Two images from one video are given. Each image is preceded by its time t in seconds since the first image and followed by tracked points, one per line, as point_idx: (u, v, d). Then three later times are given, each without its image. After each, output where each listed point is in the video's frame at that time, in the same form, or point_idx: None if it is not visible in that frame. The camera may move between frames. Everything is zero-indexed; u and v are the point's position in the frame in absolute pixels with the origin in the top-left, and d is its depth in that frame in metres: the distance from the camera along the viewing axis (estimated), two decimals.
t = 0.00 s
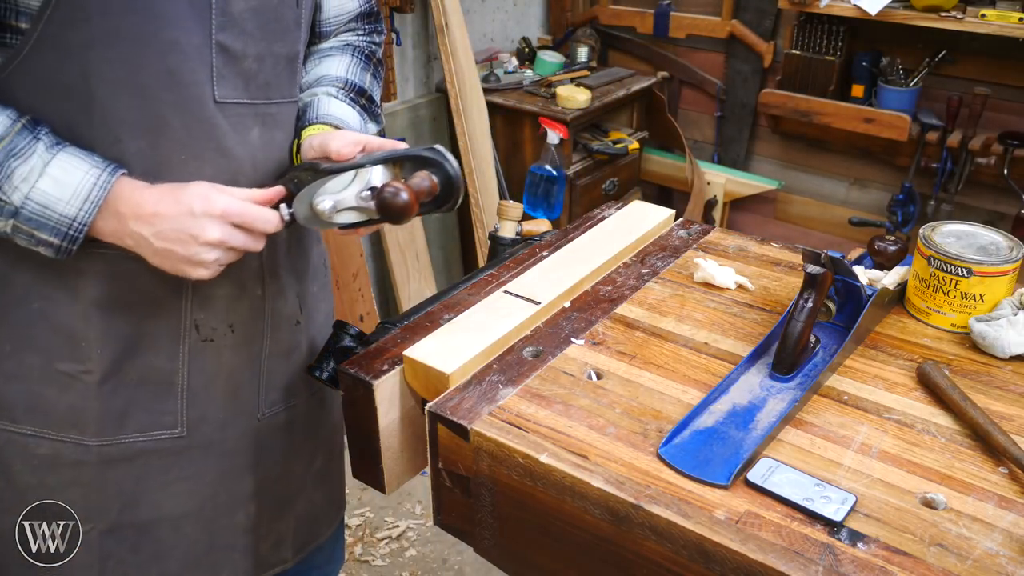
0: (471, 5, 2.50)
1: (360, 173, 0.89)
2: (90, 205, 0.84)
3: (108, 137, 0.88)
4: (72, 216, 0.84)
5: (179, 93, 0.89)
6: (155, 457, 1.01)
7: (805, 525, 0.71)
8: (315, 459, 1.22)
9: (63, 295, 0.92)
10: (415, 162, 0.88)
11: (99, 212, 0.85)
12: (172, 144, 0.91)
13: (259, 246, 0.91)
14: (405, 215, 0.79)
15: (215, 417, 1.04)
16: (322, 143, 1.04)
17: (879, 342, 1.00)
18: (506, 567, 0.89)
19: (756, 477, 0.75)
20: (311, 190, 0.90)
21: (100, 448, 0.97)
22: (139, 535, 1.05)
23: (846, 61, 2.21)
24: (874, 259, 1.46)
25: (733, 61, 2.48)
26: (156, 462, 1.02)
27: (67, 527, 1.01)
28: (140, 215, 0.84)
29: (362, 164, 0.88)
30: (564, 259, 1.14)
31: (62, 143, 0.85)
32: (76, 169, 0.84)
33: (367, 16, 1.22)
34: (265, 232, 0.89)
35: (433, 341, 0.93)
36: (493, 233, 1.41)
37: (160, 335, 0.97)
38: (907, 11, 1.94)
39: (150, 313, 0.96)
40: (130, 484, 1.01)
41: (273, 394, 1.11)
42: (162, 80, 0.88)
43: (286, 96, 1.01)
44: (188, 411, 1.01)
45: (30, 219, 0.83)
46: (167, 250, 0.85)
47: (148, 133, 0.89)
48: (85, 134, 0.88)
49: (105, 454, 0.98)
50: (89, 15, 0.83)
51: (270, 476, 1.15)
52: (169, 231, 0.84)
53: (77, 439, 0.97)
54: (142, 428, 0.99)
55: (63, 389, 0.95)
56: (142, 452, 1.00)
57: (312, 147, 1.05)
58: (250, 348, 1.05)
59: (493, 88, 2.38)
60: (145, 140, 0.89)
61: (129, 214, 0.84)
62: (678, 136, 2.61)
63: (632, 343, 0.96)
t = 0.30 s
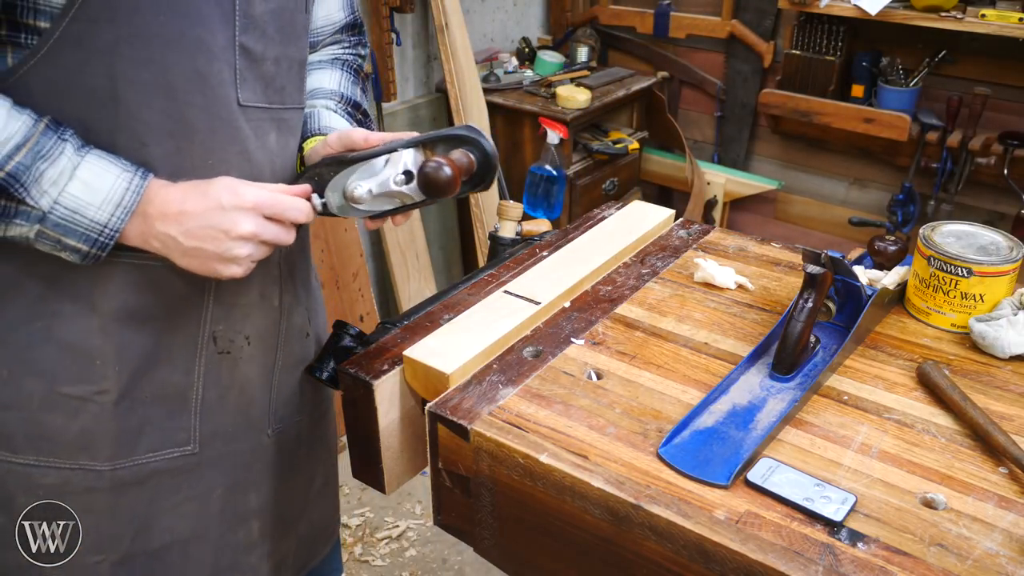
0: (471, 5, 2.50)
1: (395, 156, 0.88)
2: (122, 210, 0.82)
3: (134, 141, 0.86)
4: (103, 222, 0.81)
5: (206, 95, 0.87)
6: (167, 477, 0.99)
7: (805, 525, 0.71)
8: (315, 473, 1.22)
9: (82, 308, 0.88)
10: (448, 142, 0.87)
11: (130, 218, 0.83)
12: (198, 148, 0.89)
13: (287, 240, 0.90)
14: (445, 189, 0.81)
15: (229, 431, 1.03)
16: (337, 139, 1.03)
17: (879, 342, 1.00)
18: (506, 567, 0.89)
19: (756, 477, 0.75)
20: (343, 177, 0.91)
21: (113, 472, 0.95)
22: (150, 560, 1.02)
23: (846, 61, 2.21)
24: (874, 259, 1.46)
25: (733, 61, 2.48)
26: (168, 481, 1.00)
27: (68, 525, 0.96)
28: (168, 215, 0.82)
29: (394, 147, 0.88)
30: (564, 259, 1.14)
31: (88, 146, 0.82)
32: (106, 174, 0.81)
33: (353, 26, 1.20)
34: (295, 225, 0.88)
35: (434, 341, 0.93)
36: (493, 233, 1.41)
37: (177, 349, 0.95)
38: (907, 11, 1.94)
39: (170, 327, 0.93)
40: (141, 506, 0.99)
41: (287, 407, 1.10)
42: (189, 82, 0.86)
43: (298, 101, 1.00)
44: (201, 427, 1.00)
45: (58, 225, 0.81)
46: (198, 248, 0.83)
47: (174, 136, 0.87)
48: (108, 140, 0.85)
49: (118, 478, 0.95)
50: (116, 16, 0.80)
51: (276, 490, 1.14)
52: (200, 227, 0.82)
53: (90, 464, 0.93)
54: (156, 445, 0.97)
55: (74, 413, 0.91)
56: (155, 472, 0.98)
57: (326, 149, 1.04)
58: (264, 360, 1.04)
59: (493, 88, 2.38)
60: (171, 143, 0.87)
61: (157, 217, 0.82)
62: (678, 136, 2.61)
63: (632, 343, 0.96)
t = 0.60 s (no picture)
0: (471, 5, 2.50)
1: (425, 228, 0.81)
2: (155, 269, 0.70)
3: (146, 190, 0.75)
4: (134, 285, 0.70)
5: (217, 133, 0.78)
6: (199, 542, 0.89)
7: (805, 525, 0.71)
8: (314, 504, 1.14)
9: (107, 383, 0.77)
10: (481, 222, 0.82)
11: (163, 278, 0.71)
12: (212, 191, 0.79)
13: (317, 294, 0.80)
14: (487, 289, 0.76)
15: (254, 480, 0.94)
16: (345, 185, 0.92)
17: (879, 342, 1.00)
18: (506, 567, 0.89)
19: (756, 477, 0.75)
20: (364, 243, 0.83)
21: (149, 549, 0.84)
22: None
23: (846, 61, 2.21)
24: (874, 259, 1.46)
25: (734, 61, 2.47)
26: (201, 547, 0.89)
27: (64, 529, 0.80)
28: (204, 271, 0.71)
29: (424, 221, 0.81)
30: (564, 258, 1.14)
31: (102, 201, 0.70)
32: (130, 230, 0.69)
33: (296, 32, 1.09)
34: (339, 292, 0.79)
35: (434, 341, 0.93)
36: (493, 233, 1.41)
37: (201, 407, 0.84)
38: (907, 11, 1.94)
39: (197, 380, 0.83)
40: None
41: (294, 431, 1.03)
42: (200, 121, 0.76)
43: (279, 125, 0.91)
44: (229, 482, 0.90)
45: (83, 295, 0.69)
46: (235, 311, 0.73)
47: (188, 183, 0.77)
48: (114, 193, 0.74)
49: (151, 553, 0.85)
50: (126, 55, 0.70)
51: (291, 530, 1.06)
52: (244, 291, 0.72)
53: (124, 545, 0.83)
54: (185, 510, 0.86)
55: (101, 492, 0.80)
56: (187, 540, 0.87)
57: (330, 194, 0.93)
58: (274, 397, 0.96)
59: (493, 88, 2.38)
60: (185, 190, 0.77)
61: (191, 271, 0.71)
62: (678, 136, 2.61)
63: (632, 343, 0.97)
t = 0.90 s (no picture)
0: (471, 5, 2.50)
1: (405, 243, 0.85)
2: (165, 365, 0.62)
3: (122, 281, 0.67)
4: (150, 389, 0.61)
5: (180, 199, 0.72)
6: None
7: (805, 525, 0.71)
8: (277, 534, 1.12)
9: (102, 501, 0.71)
10: (455, 220, 0.87)
11: (175, 373, 0.63)
12: (184, 263, 0.73)
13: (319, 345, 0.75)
14: (491, 288, 0.82)
15: (243, 553, 0.90)
16: (299, 215, 0.90)
17: (879, 342, 1.00)
18: (506, 567, 0.90)
19: (756, 477, 0.75)
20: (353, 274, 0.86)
21: None
22: None
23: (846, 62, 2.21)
24: (873, 259, 1.46)
25: (734, 61, 2.47)
26: None
27: (67, 526, 0.70)
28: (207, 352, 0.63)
29: (403, 235, 0.85)
30: (564, 258, 1.14)
31: (86, 307, 0.61)
32: (128, 330, 0.60)
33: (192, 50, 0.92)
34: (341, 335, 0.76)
35: (433, 341, 0.93)
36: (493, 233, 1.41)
37: (195, 495, 0.80)
38: (907, 11, 1.94)
39: (187, 465, 0.78)
40: None
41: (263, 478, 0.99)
42: (166, 190, 0.69)
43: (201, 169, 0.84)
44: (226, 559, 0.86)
45: (99, 416, 0.60)
46: (248, 386, 0.66)
47: (162, 262, 0.70)
48: (84, 291, 0.66)
49: None
50: (87, 135, 0.62)
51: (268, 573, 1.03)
52: (255, 362, 0.66)
53: None
54: None
55: None
56: None
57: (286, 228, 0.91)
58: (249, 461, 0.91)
59: (493, 88, 2.38)
60: (160, 271, 0.70)
61: (197, 356, 0.63)
62: (678, 136, 2.61)
63: (632, 343, 0.97)
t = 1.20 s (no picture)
0: (471, 5, 2.50)
1: (376, 243, 0.86)
2: (154, 404, 0.61)
3: (100, 313, 0.67)
4: (140, 431, 0.60)
5: (152, 221, 0.71)
6: None
7: (805, 525, 0.71)
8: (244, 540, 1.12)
9: (97, 542, 0.71)
10: (421, 213, 0.88)
11: (163, 410, 0.62)
12: (159, 288, 0.73)
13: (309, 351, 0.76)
14: (469, 278, 0.84)
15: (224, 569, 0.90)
16: (262, 224, 0.91)
17: (879, 342, 1.00)
18: (505, 567, 0.90)
19: (756, 477, 0.75)
20: (327, 280, 0.87)
21: None
22: None
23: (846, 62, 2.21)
24: (874, 259, 1.46)
25: (733, 61, 2.47)
26: None
27: (68, 526, 0.69)
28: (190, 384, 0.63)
29: (372, 235, 0.85)
30: (564, 258, 1.14)
31: (66, 349, 0.59)
32: (114, 371, 0.59)
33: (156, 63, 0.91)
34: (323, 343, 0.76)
35: (432, 341, 0.93)
36: (494, 233, 1.41)
37: (183, 526, 0.80)
38: (906, 11, 1.94)
39: (175, 495, 0.78)
40: None
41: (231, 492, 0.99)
42: (138, 212, 0.69)
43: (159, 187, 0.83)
44: None
45: (91, 465, 0.59)
46: (237, 410, 0.66)
47: (138, 289, 0.70)
48: (61, 327, 0.65)
49: None
50: (57, 164, 0.62)
51: None
52: (243, 385, 0.66)
53: None
54: None
55: None
56: None
57: (249, 237, 0.92)
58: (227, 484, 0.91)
59: (493, 88, 2.38)
60: (137, 299, 0.70)
61: (183, 387, 0.63)
62: (677, 136, 2.61)
63: (632, 343, 0.97)
